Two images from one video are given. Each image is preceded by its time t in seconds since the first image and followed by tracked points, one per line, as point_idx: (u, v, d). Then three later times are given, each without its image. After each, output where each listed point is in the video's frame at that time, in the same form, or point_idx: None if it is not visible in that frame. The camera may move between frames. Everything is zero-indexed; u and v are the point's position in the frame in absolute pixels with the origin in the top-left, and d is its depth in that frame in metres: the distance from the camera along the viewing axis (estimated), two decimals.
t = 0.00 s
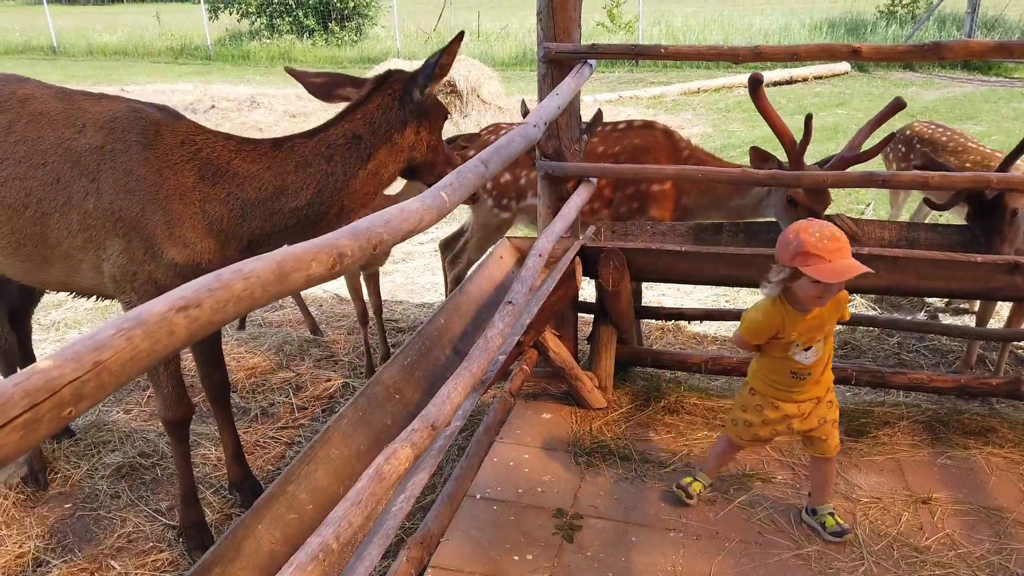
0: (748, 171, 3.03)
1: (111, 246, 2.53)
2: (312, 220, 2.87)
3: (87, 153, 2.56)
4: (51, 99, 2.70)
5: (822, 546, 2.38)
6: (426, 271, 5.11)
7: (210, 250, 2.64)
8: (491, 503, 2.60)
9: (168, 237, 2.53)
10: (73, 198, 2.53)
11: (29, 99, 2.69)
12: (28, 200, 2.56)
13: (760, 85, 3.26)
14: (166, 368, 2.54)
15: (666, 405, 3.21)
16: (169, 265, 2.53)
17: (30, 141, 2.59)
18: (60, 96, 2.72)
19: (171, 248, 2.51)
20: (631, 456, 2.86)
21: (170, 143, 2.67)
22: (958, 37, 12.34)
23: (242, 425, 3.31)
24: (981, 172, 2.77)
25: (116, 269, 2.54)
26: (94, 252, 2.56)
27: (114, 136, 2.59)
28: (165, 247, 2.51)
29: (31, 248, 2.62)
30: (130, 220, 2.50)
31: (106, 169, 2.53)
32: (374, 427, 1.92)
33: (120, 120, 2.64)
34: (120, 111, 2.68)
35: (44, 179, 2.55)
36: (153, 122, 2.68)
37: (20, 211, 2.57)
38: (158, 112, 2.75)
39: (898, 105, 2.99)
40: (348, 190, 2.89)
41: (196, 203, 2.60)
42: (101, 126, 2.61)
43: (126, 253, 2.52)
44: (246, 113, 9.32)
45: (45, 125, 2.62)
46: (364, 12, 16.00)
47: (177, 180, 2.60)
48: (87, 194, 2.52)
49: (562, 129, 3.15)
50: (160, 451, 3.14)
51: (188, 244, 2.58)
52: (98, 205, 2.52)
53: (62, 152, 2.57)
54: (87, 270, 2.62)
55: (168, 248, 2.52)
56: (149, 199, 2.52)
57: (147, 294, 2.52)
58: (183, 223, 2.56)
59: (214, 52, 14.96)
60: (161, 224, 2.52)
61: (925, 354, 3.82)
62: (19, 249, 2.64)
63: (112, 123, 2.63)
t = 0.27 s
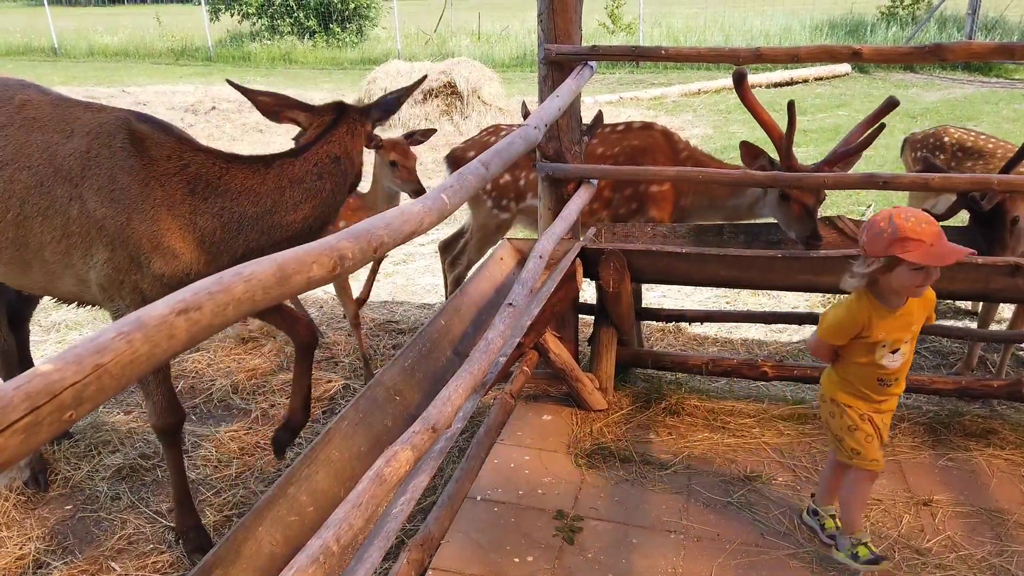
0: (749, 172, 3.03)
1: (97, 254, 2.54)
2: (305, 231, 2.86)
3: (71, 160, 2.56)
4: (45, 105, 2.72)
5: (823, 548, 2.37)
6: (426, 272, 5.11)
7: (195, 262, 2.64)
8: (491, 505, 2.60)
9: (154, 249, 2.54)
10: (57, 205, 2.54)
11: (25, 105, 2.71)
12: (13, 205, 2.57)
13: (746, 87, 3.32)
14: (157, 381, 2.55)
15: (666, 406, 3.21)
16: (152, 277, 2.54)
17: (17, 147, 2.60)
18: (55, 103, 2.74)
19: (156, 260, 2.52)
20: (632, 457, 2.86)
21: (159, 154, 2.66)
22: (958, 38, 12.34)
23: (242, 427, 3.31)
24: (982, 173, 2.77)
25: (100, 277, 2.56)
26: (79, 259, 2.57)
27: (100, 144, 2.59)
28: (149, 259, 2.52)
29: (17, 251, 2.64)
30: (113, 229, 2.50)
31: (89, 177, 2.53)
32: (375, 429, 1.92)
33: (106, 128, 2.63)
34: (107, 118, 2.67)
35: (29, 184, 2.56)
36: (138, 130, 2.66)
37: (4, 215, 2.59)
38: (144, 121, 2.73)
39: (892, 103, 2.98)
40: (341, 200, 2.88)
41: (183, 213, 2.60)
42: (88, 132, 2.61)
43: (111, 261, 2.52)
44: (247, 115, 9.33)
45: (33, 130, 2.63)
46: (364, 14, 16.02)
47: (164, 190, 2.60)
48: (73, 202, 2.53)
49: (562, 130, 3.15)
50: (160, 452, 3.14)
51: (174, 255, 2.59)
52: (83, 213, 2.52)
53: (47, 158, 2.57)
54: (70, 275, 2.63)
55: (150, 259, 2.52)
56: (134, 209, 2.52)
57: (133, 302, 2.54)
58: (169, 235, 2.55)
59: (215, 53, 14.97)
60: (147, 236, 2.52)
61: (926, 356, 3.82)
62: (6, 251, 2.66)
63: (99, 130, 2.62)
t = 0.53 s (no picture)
0: (749, 174, 3.03)
1: (110, 251, 2.53)
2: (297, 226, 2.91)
3: (88, 158, 2.55)
4: (54, 103, 2.68)
5: (823, 551, 2.37)
6: (426, 274, 5.11)
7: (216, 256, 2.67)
8: (491, 507, 2.60)
9: (174, 245, 2.55)
10: (73, 202, 2.53)
11: (33, 103, 2.67)
12: (24, 203, 2.54)
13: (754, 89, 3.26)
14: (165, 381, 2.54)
15: (666, 408, 3.21)
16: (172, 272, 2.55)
17: (29, 144, 2.57)
18: (64, 101, 2.70)
19: (175, 256, 2.53)
20: (632, 460, 2.86)
21: (176, 151, 2.68)
22: (958, 39, 12.34)
23: (242, 428, 3.30)
24: (981, 175, 2.77)
25: (114, 273, 2.55)
26: (91, 256, 2.55)
27: (118, 142, 2.59)
28: (171, 255, 2.53)
29: (26, 250, 2.60)
30: (133, 225, 2.50)
31: (107, 174, 2.53)
32: (374, 431, 1.92)
33: (124, 127, 2.64)
34: (123, 118, 2.67)
35: (43, 182, 2.53)
36: (157, 129, 2.68)
37: (15, 213, 2.55)
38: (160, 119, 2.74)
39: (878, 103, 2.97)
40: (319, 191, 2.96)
41: (204, 209, 2.63)
42: (106, 132, 2.61)
43: (127, 257, 2.52)
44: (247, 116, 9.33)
45: (46, 129, 2.60)
46: (364, 15, 16.03)
47: (184, 187, 2.62)
48: (88, 199, 2.52)
49: (562, 132, 3.15)
50: (159, 454, 3.13)
51: (193, 251, 2.61)
52: (99, 210, 2.51)
53: (63, 156, 2.56)
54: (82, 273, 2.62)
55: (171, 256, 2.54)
56: (156, 206, 2.53)
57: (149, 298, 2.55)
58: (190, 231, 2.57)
59: (215, 54, 14.97)
60: (167, 232, 2.53)
61: (926, 357, 3.82)
62: (14, 249, 2.61)
63: (117, 129, 2.63)
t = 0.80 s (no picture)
0: (745, 177, 3.03)
1: (146, 246, 2.53)
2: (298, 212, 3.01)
3: (122, 156, 2.53)
4: (74, 105, 2.62)
5: (820, 553, 2.37)
6: (423, 276, 5.11)
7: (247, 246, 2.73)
8: (487, 510, 2.59)
9: (215, 237, 2.61)
10: (107, 200, 2.50)
11: (51, 105, 2.60)
12: (55, 203, 2.49)
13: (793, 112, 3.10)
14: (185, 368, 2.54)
15: (663, 411, 3.21)
16: (213, 263, 2.60)
17: (57, 145, 2.52)
18: (81, 102, 2.65)
19: (218, 246, 2.59)
20: (628, 463, 2.86)
21: (203, 147, 2.71)
22: (954, 42, 12.37)
23: (238, 431, 3.30)
24: (977, 178, 2.77)
25: (148, 268, 2.54)
26: (125, 253, 2.54)
27: (153, 141, 2.60)
28: (213, 245, 2.59)
29: (55, 250, 2.56)
30: (175, 219, 2.53)
31: (145, 172, 2.53)
32: (370, 434, 1.92)
33: (156, 126, 2.66)
34: (153, 118, 2.69)
35: (74, 181, 2.50)
36: (189, 129, 2.72)
37: (45, 214, 2.50)
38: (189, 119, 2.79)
39: (879, 123, 2.97)
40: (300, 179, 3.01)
41: (241, 203, 2.69)
42: (134, 131, 2.60)
43: (167, 251, 2.53)
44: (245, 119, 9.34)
45: (70, 130, 2.55)
46: (362, 18, 16.03)
47: (217, 180, 2.66)
48: (124, 197, 2.50)
49: (559, 134, 3.15)
50: (155, 457, 3.12)
51: (230, 243, 2.67)
52: (136, 207, 2.51)
53: (93, 155, 2.52)
54: (108, 271, 2.60)
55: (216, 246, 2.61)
56: (195, 200, 2.57)
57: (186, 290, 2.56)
58: (227, 223, 2.63)
59: (212, 57, 14.97)
60: (207, 225, 2.58)
61: (923, 360, 3.82)
62: (41, 251, 2.56)
63: (148, 128, 2.64)
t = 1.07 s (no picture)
0: (741, 180, 3.04)
1: (160, 242, 2.51)
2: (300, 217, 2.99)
3: (140, 155, 2.53)
4: (88, 105, 2.59)
5: (817, 556, 2.37)
6: (419, 280, 5.11)
7: (260, 245, 2.72)
8: (484, 515, 2.58)
9: (232, 234, 2.61)
10: (122, 197, 2.49)
11: (65, 105, 2.56)
12: (69, 199, 2.47)
13: (793, 113, 3.10)
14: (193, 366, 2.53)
15: (659, 414, 3.21)
16: (230, 260, 2.60)
17: (74, 142, 2.50)
18: (96, 101, 2.62)
19: (235, 244, 2.59)
20: (624, 466, 2.86)
21: (219, 146, 2.71)
22: (947, 46, 12.44)
23: (233, 436, 3.29)
24: (971, 181, 2.78)
25: (162, 265, 2.52)
26: (138, 250, 2.51)
27: (170, 141, 2.60)
28: (230, 241, 2.59)
29: (68, 248, 2.52)
30: (193, 217, 2.52)
31: (163, 171, 2.53)
32: (366, 438, 1.91)
33: (173, 128, 2.66)
34: (169, 119, 2.69)
35: (90, 179, 2.48)
36: (205, 129, 2.72)
37: (59, 210, 2.47)
38: (205, 121, 2.80)
39: (865, 125, 3.00)
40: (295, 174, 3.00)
41: (257, 202, 2.69)
42: (152, 131, 2.60)
43: (183, 247, 2.52)
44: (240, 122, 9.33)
45: (87, 128, 2.54)
46: (357, 21, 16.04)
47: (233, 178, 2.66)
48: (140, 194, 2.49)
49: (554, 138, 3.15)
50: (151, 462, 3.11)
51: (245, 241, 2.66)
52: (152, 204, 2.49)
53: (110, 153, 2.51)
54: (119, 270, 2.57)
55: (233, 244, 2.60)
56: (212, 198, 2.56)
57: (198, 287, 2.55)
58: (242, 221, 2.63)
59: (207, 60, 14.97)
60: (224, 222, 2.58)
61: (918, 363, 3.83)
62: (51, 248, 2.52)
63: (165, 128, 2.64)
